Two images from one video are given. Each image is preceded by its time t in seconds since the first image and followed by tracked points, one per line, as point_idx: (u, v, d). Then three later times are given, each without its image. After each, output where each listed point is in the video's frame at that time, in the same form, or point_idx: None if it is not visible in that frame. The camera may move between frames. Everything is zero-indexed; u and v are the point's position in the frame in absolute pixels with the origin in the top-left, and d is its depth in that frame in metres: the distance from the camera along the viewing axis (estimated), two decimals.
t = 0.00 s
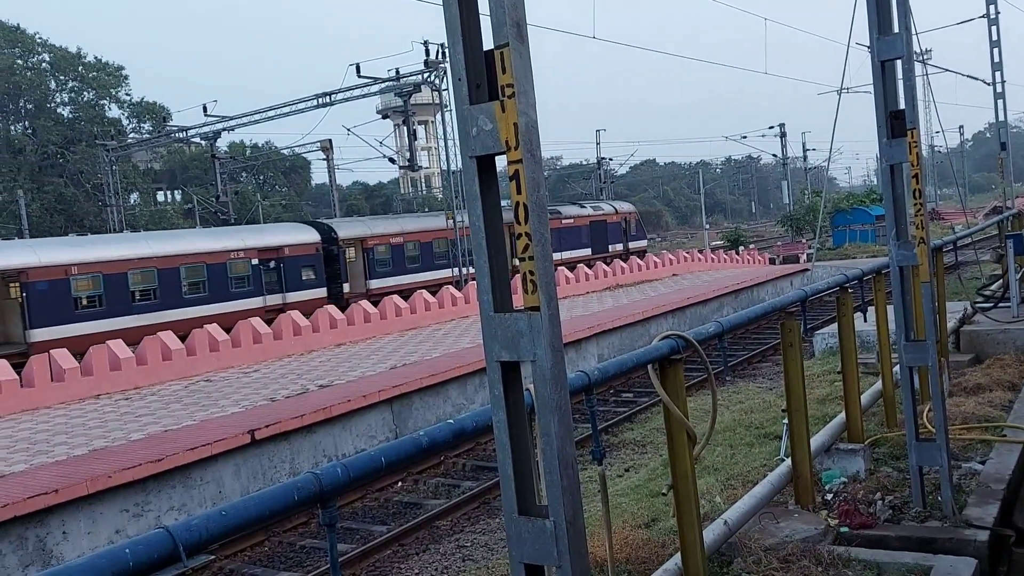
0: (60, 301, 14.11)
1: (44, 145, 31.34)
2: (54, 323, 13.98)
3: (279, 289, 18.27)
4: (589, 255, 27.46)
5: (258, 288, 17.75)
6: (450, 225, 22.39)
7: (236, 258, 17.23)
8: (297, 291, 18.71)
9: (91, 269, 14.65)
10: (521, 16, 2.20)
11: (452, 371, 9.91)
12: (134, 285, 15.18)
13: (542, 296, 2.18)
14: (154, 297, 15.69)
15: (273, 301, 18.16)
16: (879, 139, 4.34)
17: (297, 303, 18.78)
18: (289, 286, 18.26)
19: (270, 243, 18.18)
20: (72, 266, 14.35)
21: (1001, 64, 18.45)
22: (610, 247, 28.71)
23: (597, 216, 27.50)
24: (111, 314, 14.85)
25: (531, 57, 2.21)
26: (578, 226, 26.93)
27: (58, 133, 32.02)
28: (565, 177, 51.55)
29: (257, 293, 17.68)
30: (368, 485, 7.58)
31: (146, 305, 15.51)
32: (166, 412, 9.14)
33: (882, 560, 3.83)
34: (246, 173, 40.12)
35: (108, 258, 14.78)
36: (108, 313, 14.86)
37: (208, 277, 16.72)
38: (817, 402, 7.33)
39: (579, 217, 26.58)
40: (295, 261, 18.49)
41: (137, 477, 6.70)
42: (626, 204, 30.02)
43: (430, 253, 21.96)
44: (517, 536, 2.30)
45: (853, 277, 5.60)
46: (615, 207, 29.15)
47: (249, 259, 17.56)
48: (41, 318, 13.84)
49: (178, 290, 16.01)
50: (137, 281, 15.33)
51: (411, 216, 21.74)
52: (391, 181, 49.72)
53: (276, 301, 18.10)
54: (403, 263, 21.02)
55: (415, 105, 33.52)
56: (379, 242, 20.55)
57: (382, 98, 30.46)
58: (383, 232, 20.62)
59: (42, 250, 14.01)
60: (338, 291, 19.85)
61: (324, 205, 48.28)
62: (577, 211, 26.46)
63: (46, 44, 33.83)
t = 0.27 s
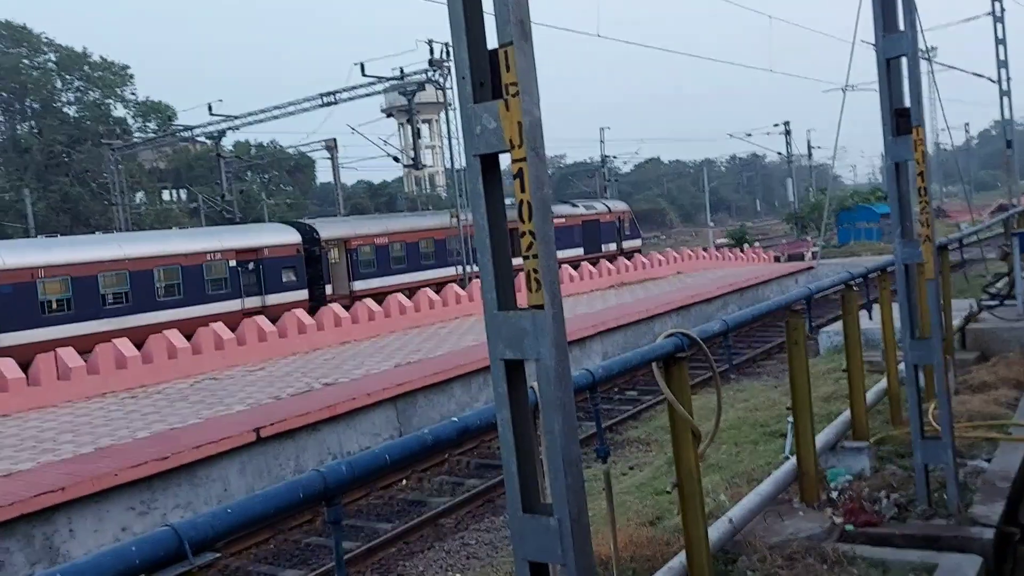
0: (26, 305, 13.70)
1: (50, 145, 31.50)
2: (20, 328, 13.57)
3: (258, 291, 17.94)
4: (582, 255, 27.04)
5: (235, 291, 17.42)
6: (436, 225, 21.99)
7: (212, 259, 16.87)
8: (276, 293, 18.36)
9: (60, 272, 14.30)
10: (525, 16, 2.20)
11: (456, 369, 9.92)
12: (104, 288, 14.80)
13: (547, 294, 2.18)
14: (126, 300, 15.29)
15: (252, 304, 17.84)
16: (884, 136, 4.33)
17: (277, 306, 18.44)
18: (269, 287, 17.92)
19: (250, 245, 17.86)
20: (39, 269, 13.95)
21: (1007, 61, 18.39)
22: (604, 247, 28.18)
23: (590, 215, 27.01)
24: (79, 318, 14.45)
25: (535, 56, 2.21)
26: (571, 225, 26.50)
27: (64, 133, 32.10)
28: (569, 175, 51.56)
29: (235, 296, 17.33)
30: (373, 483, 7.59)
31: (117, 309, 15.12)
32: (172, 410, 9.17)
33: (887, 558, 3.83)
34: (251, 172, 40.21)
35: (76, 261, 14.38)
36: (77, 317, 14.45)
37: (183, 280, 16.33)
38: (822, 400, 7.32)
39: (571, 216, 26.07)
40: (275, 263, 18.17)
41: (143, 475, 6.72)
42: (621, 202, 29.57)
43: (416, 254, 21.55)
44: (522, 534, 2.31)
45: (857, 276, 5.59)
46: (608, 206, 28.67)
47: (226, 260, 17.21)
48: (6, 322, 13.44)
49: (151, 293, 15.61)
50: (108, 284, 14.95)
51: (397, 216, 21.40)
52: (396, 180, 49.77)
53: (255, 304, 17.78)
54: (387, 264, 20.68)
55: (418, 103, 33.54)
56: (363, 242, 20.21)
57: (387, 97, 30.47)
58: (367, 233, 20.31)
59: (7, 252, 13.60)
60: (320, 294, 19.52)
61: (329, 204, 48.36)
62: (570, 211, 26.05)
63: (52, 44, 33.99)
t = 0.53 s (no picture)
0: None
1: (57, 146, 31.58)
2: None
3: (237, 295, 17.62)
4: (575, 257, 26.88)
5: (213, 295, 17.04)
6: (424, 227, 21.55)
7: (188, 263, 16.48)
8: (255, 297, 18.06)
9: (26, 276, 13.82)
10: (530, 16, 2.20)
11: (462, 370, 9.92)
12: (73, 293, 14.34)
13: (552, 295, 2.18)
14: (98, 306, 14.85)
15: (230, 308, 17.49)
16: (890, 136, 4.32)
17: (255, 311, 18.10)
18: (248, 291, 17.61)
19: (228, 248, 17.53)
20: (6, 273, 13.49)
21: (1014, 61, 18.33)
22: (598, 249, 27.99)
23: (582, 216, 26.86)
24: (48, 324, 13.97)
25: (541, 57, 2.22)
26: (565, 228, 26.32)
27: (72, 134, 32.23)
28: (574, 176, 51.54)
29: (212, 300, 16.94)
30: (379, 483, 7.60)
31: (88, 315, 14.66)
32: (178, 411, 9.19)
33: (894, 560, 3.81)
34: (256, 173, 40.28)
35: (45, 264, 13.94)
36: (46, 323, 13.99)
37: (158, 284, 15.92)
38: (828, 401, 7.30)
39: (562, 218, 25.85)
40: (254, 266, 17.86)
41: (150, 475, 6.74)
42: (615, 205, 29.46)
43: (403, 257, 21.09)
44: (528, 535, 2.30)
45: (863, 277, 5.57)
46: (602, 207, 28.47)
47: (203, 264, 16.84)
48: None
49: (123, 298, 15.19)
50: (78, 289, 14.50)
51: (383, 218, 21.00)
52: (401, 180, 49.80)
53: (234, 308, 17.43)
54: (372, 267, 20.32)
55: (424, 104, 33.57)
56: (347, 245, 19.84)
57: (393, 98, 30.50)
58: (351, 235, 19.94)
59: None
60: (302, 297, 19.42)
61: (334, 205, 48.42)
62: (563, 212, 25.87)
63: (59, 45, 34.06)
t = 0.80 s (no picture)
0: None
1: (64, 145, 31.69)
2: None
3: (215, 299, 17.10)
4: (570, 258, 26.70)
5: (189, 299, 16.55)
6: (412, 227, 21.07)
7: (163, 265, 15.99)
8: (234, 300, 17.49)
9: None
10: (536, 16, 2.20)
11: (468, 369, 9.93)
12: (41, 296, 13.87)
13: (558, 295, 2.18)
14: (67, 310, 14.37)
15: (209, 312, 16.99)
16: (898, 136, 4.31)
17: (235, 315, 17.58)
18: (227, 294, 17.10)
19: (206, 249, 17.03)
20: None
21: (1023, 60, 18.26)
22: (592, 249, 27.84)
23: (576, 217, 26.77)
24: (14, 328, 13.51)
25: (547, 56, 2.21)
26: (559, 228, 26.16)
27: (79, 133, 32.31)
28: (580, 175, 51.54)
29: (189, 304, 16.48)
30: (385, 482, 7.62)
31: (56, 319, 14.19)
32: (185, 409, 9.21)
33: (901, 560, 3.81)
34: (263, 173, 40.37)
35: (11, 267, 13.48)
36: (13, 327, 13.52)
37: (130, 287, 15.43)
38: (834, 401, 7.29)
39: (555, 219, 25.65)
40: (234, 269, 17.36)
41: (157, 474, 6.76)
42: (609, 206, 29.37)
43: (389, 258, 20.63)
44: (533, 533, 2.31)
45: (870, 276, 5.55)
46: (596, 208, 28.32)
47: (179, 266, 16.34)
48: None
49: (93, 302, 14.70)
50: (46, 292, 14.03)
51: (369, 219, 20.55)
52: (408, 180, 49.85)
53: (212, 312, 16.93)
54: (358, 269, 19.86)
55: (430, 104, 33.60)
56: (332, 246, 19.38)
57: (399, 97, 30.52)
58: (335, 236, 19.47)
59: None
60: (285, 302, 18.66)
61: (340, 205, 48.50)
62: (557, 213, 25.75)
63: (66, 46, 34.21)
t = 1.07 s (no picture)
0: None
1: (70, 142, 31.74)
2: None
3: (191, 301, 16.48)
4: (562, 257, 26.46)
5: (163, 301, 15.95)
6: (397, 226, 20.61)
7: (135, 266, 15.41)
8: (212, 301, 16.86)
9: None
10: (541, 13, 2.20)
11: (473, 366, 9.93)
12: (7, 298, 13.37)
13: (563, 291, 2.18)
14: (34, 311, 13.84)
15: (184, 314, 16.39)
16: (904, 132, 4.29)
17: (211, 317, 16.96)
18: (203, 296, 16.48)
19: (181, 249, 16.42)
20: None
21: None
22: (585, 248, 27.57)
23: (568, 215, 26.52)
24: None
25: (552, 53, 2.21)
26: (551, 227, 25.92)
27: (85, 131, 32.38)
28: (586, 172, 51.49)
29: (163, 306, 15.89)
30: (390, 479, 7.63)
31: (23, 321, 13.66)
32: (191, 406, 9.24)
33: (907, 558, 3.80)
34: (269, 170, 40.41)
35: None
36: None
37: (101, 289, 14.85)
38: (840, 399, 7.28)
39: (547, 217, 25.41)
40: (211, 270, 16.73)
41: (163, 470, 6.78)
42: (604, 204, 29.14)
43: (375, 258, 20.19)
44: (538, 530, 2.31)
45: (877, 273, 5.53)
46: (590, 207, 27.99)
47: (152, 267, 15.74)
48: None
49: (61, 304, 14.14)
50: (13, 293, 13.50)
51: (353, 218, 20.05)
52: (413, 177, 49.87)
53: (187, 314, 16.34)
54: (341, 269, 19.38)
55: (436, 101, 33.61)
56: (314, 246, 18.89)
57: (404, 95, 30.53)
58: (318, 235, 18.98)
59: None
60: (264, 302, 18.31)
61: (345, 202, 48.53)
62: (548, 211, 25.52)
63: (73, 43, 34.30)
